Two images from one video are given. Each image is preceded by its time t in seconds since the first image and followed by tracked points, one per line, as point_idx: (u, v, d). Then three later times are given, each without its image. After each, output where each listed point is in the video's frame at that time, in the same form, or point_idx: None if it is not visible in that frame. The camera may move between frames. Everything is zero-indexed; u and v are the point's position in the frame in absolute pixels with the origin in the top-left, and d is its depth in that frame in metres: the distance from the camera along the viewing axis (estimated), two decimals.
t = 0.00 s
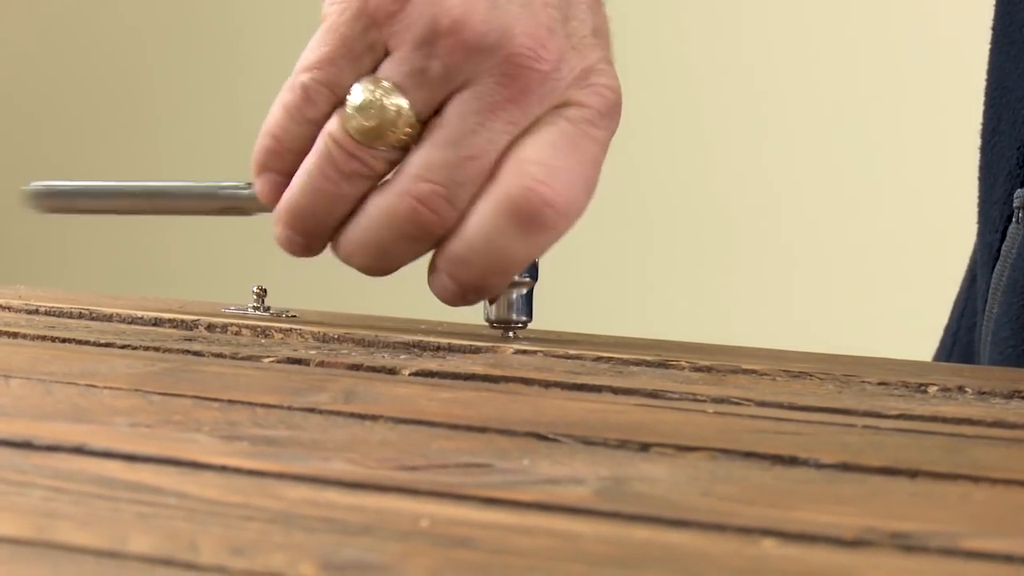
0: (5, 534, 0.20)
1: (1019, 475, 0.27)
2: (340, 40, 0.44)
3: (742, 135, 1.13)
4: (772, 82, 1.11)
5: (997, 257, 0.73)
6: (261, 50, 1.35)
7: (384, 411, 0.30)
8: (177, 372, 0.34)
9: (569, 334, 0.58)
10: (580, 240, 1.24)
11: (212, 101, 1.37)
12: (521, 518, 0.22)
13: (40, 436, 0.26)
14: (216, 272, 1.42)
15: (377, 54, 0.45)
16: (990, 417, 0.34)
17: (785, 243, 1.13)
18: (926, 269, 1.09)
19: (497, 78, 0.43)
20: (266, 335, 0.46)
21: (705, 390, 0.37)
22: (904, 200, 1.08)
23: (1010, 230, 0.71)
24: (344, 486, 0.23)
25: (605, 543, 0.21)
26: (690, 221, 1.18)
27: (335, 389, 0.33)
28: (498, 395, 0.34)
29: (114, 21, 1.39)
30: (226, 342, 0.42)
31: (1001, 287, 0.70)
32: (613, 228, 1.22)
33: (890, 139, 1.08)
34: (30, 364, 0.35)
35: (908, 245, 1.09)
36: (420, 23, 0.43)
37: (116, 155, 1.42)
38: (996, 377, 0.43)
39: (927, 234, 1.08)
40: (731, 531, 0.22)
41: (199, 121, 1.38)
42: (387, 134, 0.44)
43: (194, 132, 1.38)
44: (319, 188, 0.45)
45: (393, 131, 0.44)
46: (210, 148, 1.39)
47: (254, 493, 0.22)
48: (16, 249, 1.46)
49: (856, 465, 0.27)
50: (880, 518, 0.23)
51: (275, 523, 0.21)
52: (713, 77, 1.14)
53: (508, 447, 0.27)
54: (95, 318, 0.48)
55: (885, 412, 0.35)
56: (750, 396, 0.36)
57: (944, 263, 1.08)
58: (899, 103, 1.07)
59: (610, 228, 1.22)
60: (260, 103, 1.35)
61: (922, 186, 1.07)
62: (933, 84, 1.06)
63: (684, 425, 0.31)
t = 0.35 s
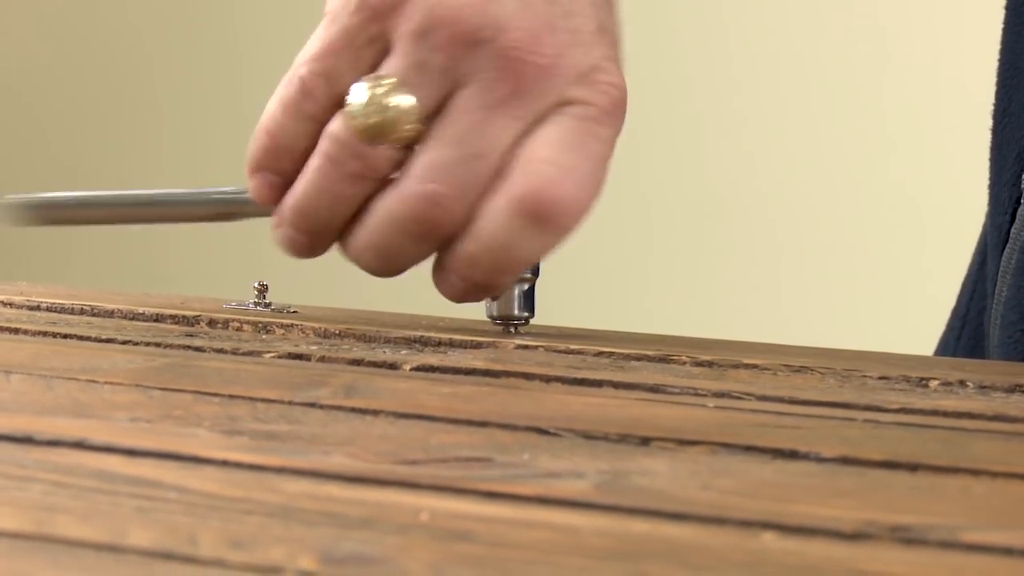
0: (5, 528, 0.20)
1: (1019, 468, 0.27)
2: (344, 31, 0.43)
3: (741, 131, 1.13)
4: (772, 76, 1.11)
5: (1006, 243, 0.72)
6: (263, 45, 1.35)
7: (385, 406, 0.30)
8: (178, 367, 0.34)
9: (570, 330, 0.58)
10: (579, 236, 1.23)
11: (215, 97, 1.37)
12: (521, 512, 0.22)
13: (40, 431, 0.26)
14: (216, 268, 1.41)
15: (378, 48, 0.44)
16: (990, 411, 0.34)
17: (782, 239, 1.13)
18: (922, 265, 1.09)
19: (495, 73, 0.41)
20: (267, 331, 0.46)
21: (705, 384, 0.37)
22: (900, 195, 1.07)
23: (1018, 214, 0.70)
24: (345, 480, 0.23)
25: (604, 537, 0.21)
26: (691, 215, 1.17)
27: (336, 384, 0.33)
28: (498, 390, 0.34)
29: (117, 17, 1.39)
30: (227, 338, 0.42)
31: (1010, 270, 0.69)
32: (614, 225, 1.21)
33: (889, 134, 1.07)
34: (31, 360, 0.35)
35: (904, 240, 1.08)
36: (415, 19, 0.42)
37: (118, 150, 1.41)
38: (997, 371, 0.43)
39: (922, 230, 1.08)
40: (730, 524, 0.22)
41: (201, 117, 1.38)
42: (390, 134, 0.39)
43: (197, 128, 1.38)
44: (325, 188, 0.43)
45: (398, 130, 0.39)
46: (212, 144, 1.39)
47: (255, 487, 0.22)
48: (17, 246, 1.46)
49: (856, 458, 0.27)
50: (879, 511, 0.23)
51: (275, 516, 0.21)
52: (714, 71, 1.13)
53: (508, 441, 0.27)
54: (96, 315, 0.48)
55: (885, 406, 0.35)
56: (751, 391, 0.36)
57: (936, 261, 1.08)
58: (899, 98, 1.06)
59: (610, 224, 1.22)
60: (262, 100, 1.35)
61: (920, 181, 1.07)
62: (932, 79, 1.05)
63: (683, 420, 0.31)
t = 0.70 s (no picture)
0: (3, 526, 0.20)
1: (1018, 464, 0.27)
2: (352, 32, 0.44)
3: (747, 128, 1.13)
4: (779, 73, 1.10)
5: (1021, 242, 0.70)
6: (269, 42, 1.34)
7: (384, 403, 0.30)
8: (178, 365, 0.34)
9: (570, 327, 0.58)
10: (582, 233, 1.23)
11: (219, 95, 1.37)
12: (519, 509, 0.22)
13: (39, 429, 0.26)
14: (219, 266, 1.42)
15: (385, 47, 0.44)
16: (990, 407, 0.34)
17: (785, 237, 1.13)
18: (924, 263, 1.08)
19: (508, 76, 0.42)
20: (268, 329, 0.46)
21: (705, 380, 0.37)
22: (904, 194, 1.07)
23: None
24: (343, 477, 0.23)
25: (603, 533, 0.21)
26: (694, 212, 1.17)
27: (335, 381, 0.33)
28: (497, 387, 0.34)
29: (123, 13, 1.38)
30: (227, 336, 0.42)
31: None
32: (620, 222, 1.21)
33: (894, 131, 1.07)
34: (32, 358, 0.35)
35: (907, 238, 1.08)
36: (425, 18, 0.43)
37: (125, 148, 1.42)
38: (998, 367, 0.43)
39: (924, 228, 1.07)
40: (728, 521, 0.22)
41: (206, 114, 1.38)
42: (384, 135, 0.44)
43: (202, 125, 1.38)
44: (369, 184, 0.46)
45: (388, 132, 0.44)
46: (217, 141, 1.38)
47: (253, 485, 0.22)
48: (22, 245, 1.46)
49: (855, 454, 0.27)
50: (878, 507, 0.23)
51: (273, 514, 0.21)
52: (721, 67, 1.13)
53: (508, 438, 0.27)
54: (97, 313, 0.48)
55: (885, 402, 0.35)
56: (750, 387, 0.36)
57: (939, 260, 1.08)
58: (905, 94, 1.06)
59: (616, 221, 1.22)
60: (267, 98, 1.35)
61: (925, 179, 1.06)
62: (940, 76, 1.04)
63: (682, 416, 0.31)
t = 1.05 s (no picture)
0: (1, 526, 0.20)
1: (1018, 463, 0.27)
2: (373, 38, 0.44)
3: (748, 129, 1.13)
4: (778, 75, 1.10)
5: None
6: (269, 42, 1.34)
7: (383, 403, 0.30)
8: (177, 365, 0.34)
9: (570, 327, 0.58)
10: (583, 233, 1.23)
11: (220, 96, 1.37)
12: (517, 508, 0.22)
13: (38, 429, 0.26)
14: (219, 265, 1.42)
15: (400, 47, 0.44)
16: (989, 406, 0.34)
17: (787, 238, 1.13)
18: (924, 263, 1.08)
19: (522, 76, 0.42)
20: (267, 329, 0.46)
21: (704, 380, 0.37)
22: (903, 194, 1.07)
23: None
24: (341, 477, 0.23)
25: (602, 533, 0.21)
26: (694, 212, 1.17)
27: (334, 382, 0.33)
28: (496, 387, 0.34)
29: (124, 14, 1.38)
30: (227, 336, 0.42)
31: None
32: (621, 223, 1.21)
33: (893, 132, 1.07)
34: (31, 358, 0.35)
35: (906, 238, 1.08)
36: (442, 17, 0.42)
37: (126, 150, 1.42)
38: (997, 366, 0.43)
39: (923, 229, 1.07)
40: (728, 520, 0.22)
41: (207, 115, 1.38)
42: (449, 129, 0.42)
43: (202, 126, 1.38)
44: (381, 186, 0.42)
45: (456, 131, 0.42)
46: (218, 142, 1.38)
47: (252, 485, 0.22)
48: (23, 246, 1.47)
49: (854, 454, 0.27)
50: (878, 506, 0.23)
51: (271, 513, 0.21)
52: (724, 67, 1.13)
53: (506, 438, 0.27)
54: (96, 314, 0.48)
55: (884, 401, 0.35)
56: (749, 386, 0.36)
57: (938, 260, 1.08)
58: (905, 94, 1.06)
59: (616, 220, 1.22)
60: (268, 98, 1.35)
61: (925, 180, 1.06)
62: (941, 77, 1.04)
63: (681, 415, 0.31)
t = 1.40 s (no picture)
0: None
1: (1015, 465, 0.27)
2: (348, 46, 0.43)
3: (747, 130, 1.13)
4: (778, 77, 1.10)
5: None
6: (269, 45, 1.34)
7: (382, 406, 0.30)
8: (176, 369, 0.34)
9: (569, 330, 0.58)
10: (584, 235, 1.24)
11: (219, 99, 1.37)
12: (516, 511, 0.22)
13: (37, 433, 0.26)
14: (218, 267, 1.42)
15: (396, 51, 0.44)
16: (988, 408, 0.34)
17: (786, 239, 1.13)
18: (925, 264, 1.08)
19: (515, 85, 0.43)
20: (266, 332, 0.46)
21: (703, 383, 0.37)
22: (902, 195, 1.07)
23: None
24: (341, 480, 0.23)
25: (601, 536, 0.21)
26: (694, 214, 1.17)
27: (333, 385, 0.33)
28: (495, 390, 0.34)
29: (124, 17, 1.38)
30: (225, 340, 0.42)
31: None
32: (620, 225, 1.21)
33: (891, 133, 1.07)
34: (30, 362, 0.35)
35: (906, 240, 1.08)
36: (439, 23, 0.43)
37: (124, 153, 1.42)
38: (996, 368, 0.43)
39: (923, 231, 1.07)
40: (726, 523, 0.22)
41: (206, 117, 1.38)
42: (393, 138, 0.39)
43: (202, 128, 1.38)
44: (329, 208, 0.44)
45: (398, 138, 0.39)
46: (218, 144, 1.39)
47: (251, 488, 0.22)
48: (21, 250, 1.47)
49: (852, 456, 0.27)
50: (876, 509, 0.23)
51: (270, 517, 0.21)
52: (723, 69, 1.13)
53: (505, 441, 0.27)
54: (95, 317, 0.48)
55: (883, 403, 0.35)
56: (748, 389, 0.36)
57: (937, 261, 1.07)
58: (903, 95, 1.06)
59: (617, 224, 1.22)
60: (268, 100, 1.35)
61: (925, 181, 1.06)
62: (939, 78, 1.04)
63: (680, 418, 0.31)
